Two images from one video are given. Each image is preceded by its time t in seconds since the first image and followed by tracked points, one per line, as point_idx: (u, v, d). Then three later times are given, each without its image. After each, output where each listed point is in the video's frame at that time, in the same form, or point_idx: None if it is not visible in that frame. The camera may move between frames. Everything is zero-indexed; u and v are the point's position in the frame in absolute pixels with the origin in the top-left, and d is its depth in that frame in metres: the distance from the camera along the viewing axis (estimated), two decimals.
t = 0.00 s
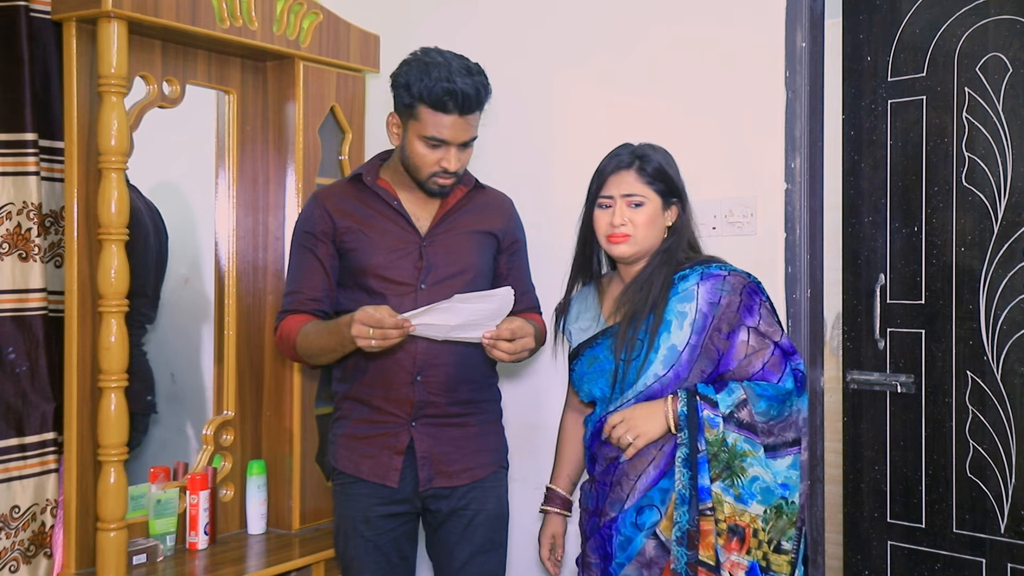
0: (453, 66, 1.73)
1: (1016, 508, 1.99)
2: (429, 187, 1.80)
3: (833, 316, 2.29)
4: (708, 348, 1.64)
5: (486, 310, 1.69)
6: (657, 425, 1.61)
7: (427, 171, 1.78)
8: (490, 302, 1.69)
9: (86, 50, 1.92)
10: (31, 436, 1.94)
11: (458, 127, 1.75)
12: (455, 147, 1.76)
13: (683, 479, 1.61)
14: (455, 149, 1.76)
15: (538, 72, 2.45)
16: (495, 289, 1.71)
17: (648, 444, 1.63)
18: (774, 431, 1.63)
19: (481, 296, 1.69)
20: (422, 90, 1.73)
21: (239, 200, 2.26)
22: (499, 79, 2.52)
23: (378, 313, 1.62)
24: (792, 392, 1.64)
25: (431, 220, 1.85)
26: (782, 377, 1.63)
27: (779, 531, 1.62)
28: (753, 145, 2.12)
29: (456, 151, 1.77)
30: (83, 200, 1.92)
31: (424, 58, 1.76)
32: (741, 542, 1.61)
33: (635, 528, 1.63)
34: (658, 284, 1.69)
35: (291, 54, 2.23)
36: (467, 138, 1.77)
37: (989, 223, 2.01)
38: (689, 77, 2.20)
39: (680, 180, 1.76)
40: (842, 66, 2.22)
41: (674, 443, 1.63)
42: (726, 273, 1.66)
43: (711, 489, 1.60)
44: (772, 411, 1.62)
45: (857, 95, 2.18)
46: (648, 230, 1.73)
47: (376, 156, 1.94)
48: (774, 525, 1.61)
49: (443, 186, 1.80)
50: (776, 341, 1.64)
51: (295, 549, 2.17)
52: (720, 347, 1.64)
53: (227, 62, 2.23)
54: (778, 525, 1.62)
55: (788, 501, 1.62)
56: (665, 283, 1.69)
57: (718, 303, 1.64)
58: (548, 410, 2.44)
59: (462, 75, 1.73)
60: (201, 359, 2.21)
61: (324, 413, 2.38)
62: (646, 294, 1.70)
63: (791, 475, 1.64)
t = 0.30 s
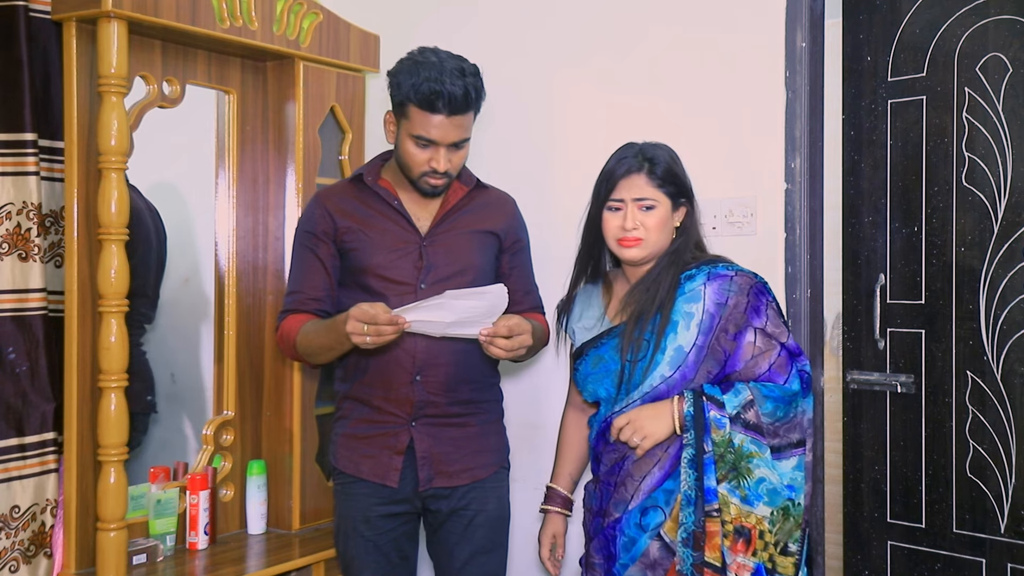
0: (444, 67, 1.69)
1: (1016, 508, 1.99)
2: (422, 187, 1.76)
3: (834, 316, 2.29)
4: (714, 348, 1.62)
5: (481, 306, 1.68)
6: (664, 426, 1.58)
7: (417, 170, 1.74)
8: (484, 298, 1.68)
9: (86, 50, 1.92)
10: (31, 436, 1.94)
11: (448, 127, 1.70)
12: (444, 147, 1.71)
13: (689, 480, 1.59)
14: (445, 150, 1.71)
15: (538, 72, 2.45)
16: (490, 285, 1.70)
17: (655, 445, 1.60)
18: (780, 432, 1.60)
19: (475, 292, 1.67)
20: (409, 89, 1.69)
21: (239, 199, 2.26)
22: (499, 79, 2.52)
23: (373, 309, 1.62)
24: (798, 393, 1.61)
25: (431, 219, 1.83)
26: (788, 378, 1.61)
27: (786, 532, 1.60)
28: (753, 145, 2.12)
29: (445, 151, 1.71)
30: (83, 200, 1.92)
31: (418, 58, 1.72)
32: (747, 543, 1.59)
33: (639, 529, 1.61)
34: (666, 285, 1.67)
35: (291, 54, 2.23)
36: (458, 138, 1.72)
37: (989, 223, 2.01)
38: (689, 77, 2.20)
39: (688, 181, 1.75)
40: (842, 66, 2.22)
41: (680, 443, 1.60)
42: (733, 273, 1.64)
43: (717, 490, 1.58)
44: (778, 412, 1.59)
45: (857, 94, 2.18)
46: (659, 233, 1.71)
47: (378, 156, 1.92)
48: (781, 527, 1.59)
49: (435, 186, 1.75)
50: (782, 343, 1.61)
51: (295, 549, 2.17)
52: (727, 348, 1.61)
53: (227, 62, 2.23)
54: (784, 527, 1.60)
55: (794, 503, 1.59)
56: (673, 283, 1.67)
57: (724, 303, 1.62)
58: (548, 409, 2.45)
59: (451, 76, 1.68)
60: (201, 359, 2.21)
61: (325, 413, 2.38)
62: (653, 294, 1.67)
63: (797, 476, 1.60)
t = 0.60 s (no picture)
0: (435, 67, 1.67)
1: (1016, 508, 1.99)
2: (416, 186, 1.74)
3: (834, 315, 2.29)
4: (726, 349, 1.52)
5: (472, 300, 1.64)
6: (676, 427, 1.48)
7: (411, 170, 1.72)
8: (474, 291, 1.64)
9: (86, 50, 1.92)
10: (31, 436, 1.94)
11: (440, 125, 1.67)
12: (436, 147, 1.69)
13: (700, 480, 1.49)
14: (438, 150, 1.70)
15: (538, 71, 2.44)
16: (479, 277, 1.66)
17: (668, 447, 1.50)
18: (791, 433, 1.51)
19: (463, 285, 1.64)
20: (399, 87, 1.67)
21: (239, 199, 2.26)
22: (500, 79, 2.52)
23: (364, 305, 1.60)
24: (809, 394, 1.52)
25: (431, 219, 1.81)
26: (799, 379, 1.52)
27: (796, 534, 1.51)
28: (753, 145, 2.12)
29: (438, 151, 1.70)
30: (83, 200, 1.92)
31: (412, 57, 1.71)
32: (758, 544, 1.50)
33: (646, 530, 1.52)
34: (678, 284, 1.56)
35: (291, 55, 2.23)
36: (452, 138, 1.70)
37: (989, 223, 2.01)
38: (689, 78, 2.21)
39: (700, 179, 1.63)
40: (842, 66, 2.22)
41: (690, 444, 1.51)
42: (745, 271, 1.54)
43: (728, 491, 1.50)
44: (790, 412, 1.51)
45: (857, 94, 2.18)
46: (673, 235, 1.60)
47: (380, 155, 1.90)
48: (791, 529, 1.50)
49: (430, 186, 1.74)
50: (794, 343, 1.52)
51: (296, 549, 2.17)
52: (739, 348, 1.52)
53: (227, 62, 2.23)
54: (794, 528, 1.50)
55: (804, 504, 1.50)
56: (685, 282, 1.56)
57: (737, 303, 1.52)
58: (549, 410, 2.45)
59: (442, 76, 1.66)
60: (202, 359, 2.21)
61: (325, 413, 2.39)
62: (664, 293, 1.57)
63: (807, 477, 1.52)
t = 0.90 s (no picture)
0: (431, 67, 1.67)
1: (1016, 508, 1.99)
2: (414, 186, 1.74)
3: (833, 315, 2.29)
4: (736, 349, 1.51)
5: (465, 297, 1.64)
6: (688, 428, 1.47)
7: (408, 169, 1.72)
8: (466, 288, 1.64)
9: (86, 50, 1.92)
10: (31, 436, 1.94)
11: (436, 125, 1.67)
12: (432, 147, 1.68)
13: (711, 481, 1.48)
14: (433, 149, 1.69)
15: (539, 72, 2.44)
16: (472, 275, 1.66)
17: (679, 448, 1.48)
18: (801, 433, 1.50)
19: (455, 282, 1.64)
20: (395, 87, 1.68)
21: (239, 200, 2.26)
22: (500, 79, 2.52)
23: (358, 302, 1.60)
24: (820, 393, 1.51)
25: (432, 218, 1.80)
26: (810, 378, 1.51)
27: (807, 535, 1.50)
28: (753, 145, 2.12)
29: (434, 151, 1.69)
30: (83, 200, 1.92)
31: (409, 57, 1.71)
32: (770, 546, 1.48)
33: (654, 531, 1.51)
34: (688, 284, 1.55)
35: (291, 55, 2.23)
36: (448, 138, 1.69)
37: (989, 223, 2.01)
38: (689, 78, 2.21)
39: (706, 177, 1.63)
40: (842, 66, 2.22)
41: (700, 443, 1.50)
42: (755, 271, 1.53)
43: (740, 492, 1.48)
44: (801, 412, 1.49)
45: (856, 94, 2.18)
46: (685, 236, 1.60)
47: (381, 155, 1.89)
48: (802, 530, 1.49)
49: (427, 186, 1.73)
50: (804, 343, 1.52)
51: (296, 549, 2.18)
52: (750, 349, 1.51)
53: (227, 62, 2.23)
54: (805, 529, 1.50)
55: (815, 505, 1.50)
56: (695, 282, 1.55)
57: (748, 303, 1.51)
58: (549, 409, 2.45)
59: (438, 76, 1.66)
60: (202, 359, 2.21)
61: (326, 414, 2.39)
62: (674, 293, 1.55)
63: (818, 477, 1.51)
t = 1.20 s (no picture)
0: (428, 66, 1.67)
1: (1016, 508, 1.99)
2: (413, 185, 1.73)
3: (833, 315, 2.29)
4: (747, 349, 1.52)
5: (459, 294, 1.62)
6: (698, 428, 1.47)
7: (407, 169, 1.71)
8: (461, 284, 1.63)
9: (86, 50, 1.92)
10: (31, 436, 1.94)
11: (433, 124, 1.67)
12: (431, 147, 1.68)
13: (722, 481, 1.48)
14: (432, 149, 1.69)
15: (539, 71, 2.44)
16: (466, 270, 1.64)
17: (689, 448, 1.49)
18: (811, 433, 1.49)
19: (449, 278, 1.62)
20: (392, 86, 1.68)
21: (239, 200, 2.26)
22: (500, 79, 2.52)
23: (354, 300, 1.60)
24: (831, 394, 1.50)
25: (432, 218, 1.80)
26: (819, 378, 1.51)
27: (818, 535, 1.49)
28: (753, 145, 2.12)
29: (432, 150, 1.69)
30: (83, 201, 1.92)
31: (407, 57, 1.71)
32: (781, 546, 1.48)
33: (661, 531, 1.51)
34: (698, 283, 1.55)
35: (291, 55, 2.23)
36: (447, 137, 1.69)
37: (989, 223, 2.01)
38: (690, 78, 2.20)
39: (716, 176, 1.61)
40: (842, 66, 2.22)
41: (709, 444, 1.50)
42: (766, 271, 1.54)
43: (751, 492, 1.48)
44: (811, 412, 1.49)
45: (856, 94, 2.18)
46: (698, 237, 1.58)
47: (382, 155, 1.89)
48: (813, 530, 1.49)
49: (427, 185, 1.73)
50: (814, 343, 1.52)
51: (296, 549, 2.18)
52: (760, 348, 1.52)
53: (227, 62, 2.23)
54: (816, 529, 1.49)
55: (826, 505, 1.49)
56: (705, 281, 1.55)
57: (759, 303, 1.52)
58: (549, 409, 2.46)
59: (435, 75, 1.66)
60: (202, 359, 2.21)
61: (326, 413, 2.39)
62: (684, 293, 1.56)
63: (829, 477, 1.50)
